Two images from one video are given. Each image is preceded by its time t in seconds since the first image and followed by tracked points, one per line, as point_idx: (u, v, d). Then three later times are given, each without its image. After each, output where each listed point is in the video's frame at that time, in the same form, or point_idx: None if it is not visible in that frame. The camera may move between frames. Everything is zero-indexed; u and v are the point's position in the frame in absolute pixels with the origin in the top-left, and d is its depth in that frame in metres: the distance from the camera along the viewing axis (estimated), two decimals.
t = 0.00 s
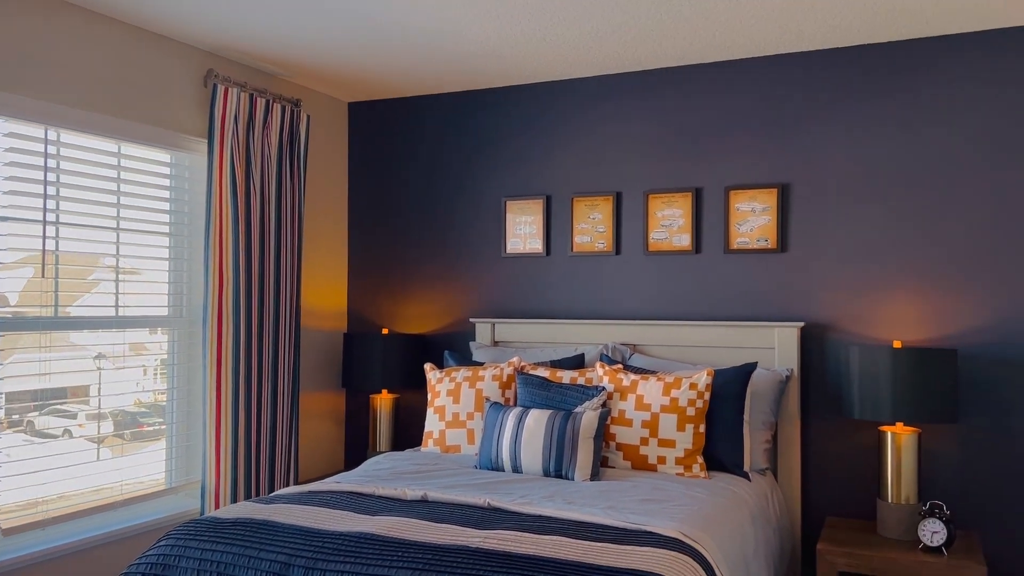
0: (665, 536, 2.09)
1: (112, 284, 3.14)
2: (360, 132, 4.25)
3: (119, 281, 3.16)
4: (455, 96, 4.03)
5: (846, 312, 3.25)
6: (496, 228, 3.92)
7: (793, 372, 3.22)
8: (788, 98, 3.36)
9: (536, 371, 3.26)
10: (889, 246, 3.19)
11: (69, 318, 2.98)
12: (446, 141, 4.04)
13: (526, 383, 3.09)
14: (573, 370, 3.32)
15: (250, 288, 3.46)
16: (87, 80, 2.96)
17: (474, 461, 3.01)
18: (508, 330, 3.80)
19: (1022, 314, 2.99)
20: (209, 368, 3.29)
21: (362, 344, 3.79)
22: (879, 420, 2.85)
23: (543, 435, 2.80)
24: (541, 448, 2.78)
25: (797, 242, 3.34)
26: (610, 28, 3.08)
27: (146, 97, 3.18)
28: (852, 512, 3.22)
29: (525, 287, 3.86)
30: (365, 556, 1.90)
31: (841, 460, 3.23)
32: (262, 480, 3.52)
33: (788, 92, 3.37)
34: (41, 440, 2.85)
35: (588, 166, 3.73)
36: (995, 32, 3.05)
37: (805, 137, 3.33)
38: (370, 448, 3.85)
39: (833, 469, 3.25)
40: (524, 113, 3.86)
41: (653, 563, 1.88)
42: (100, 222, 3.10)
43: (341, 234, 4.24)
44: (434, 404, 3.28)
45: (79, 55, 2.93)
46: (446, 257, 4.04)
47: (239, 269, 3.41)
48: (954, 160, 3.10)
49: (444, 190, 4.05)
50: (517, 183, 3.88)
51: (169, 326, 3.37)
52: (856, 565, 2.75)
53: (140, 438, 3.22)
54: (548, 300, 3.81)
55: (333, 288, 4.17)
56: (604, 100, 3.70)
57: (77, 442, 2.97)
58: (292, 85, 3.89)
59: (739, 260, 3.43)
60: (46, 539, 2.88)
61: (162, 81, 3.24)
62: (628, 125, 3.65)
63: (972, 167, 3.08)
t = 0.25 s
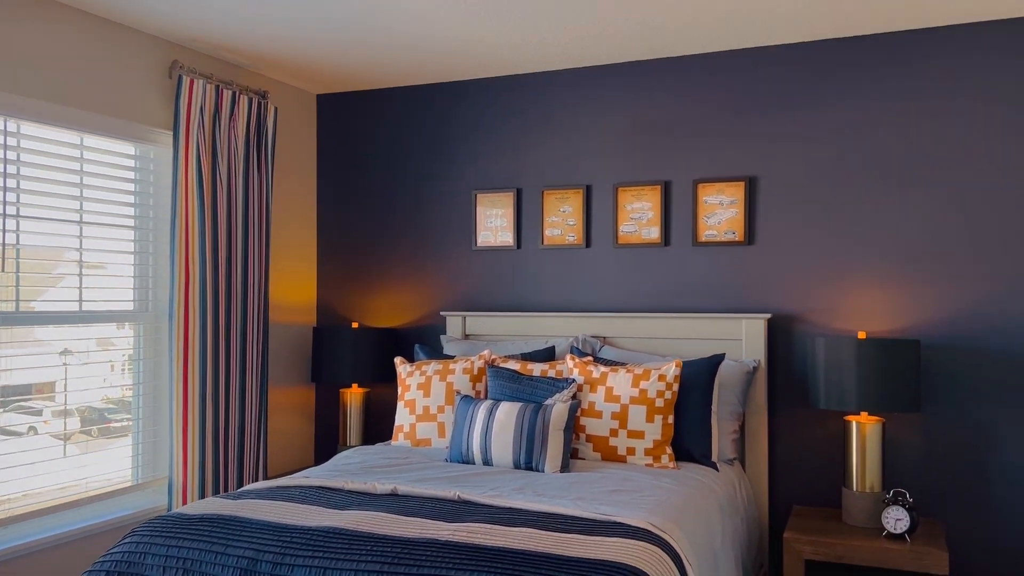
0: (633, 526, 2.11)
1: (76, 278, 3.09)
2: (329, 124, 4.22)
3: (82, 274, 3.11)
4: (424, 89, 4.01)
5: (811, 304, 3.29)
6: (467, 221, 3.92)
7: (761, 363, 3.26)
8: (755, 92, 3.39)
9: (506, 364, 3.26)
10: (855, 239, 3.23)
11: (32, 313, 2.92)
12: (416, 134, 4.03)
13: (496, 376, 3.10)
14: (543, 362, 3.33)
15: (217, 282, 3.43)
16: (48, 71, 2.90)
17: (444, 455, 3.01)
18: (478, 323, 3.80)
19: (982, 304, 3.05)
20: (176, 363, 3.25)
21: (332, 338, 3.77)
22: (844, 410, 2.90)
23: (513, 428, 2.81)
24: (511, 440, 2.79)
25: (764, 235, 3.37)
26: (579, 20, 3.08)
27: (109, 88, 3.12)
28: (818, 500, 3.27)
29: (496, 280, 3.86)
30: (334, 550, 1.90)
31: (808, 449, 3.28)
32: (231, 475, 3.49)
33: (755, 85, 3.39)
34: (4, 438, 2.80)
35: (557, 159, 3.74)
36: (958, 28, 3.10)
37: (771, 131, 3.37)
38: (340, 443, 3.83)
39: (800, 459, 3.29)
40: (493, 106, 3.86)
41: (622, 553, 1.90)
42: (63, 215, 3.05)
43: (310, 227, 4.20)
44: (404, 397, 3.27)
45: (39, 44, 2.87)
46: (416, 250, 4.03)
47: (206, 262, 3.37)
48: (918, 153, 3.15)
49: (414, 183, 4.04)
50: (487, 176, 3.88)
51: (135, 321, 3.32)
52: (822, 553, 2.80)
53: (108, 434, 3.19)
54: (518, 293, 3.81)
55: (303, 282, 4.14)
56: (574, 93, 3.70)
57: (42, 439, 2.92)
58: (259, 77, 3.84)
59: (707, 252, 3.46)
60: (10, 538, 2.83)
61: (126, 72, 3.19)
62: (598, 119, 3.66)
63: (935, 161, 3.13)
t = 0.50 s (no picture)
0: (598, 519, 2.12)
1: (33, 274, 3.02)
2: (293, 117, 4.17)
3: (40, 270, 3.04)
4: (390, 82, 3.98)
5: (775, 297, 3.33)
6: (433, 216, 3.90)
7: (725, 356, 3.29)
8: (720, 87, 3.41)
9: (473, 359, 3.25)
10: (818, 233, 3.27)
11: None
12: (382, 128, 4.00)
13: (462, 371, 3.09)
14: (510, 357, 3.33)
15: (179, 277, 3.38)
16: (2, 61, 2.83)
17: (411, 450, 2.99)
18: (446, 317, 3.79)
19: (941, 297, 3.10)
20: (137, 360, 3.20)
21: (298, 334, 3.73)
22: (807, 402, 2.93)
23: (480, 423, 2.80)
24: (478, 435, 2.78)
25: (729, 229, 3.40)
26: (545, 14, 3.07)
27: (66, 80, 3.06)
28: (782, 491, 3.31)
29: (463, 275, 3.84)
30: (296, 548, 1.88)
31: (772, 441, 3.32)
32: (195, 473, 3.44)
33: (720, 80, 3.41)
34: None
35: (524, 153, 3.73)
36: (917, 24, 3.15)
37: (736, 126, 3.39)
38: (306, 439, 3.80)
39: (764, 450, 3.33)
40: (460, 100, 3.84)
41: (586, 546, 1.91)
42: (19, 209, 2.98)
43: (275, 222, 4.16)
44: (370, 393, 3.25)
45: None
46: (383, 245, 4.00)
47: (167, 257, 3.32)
48: (879, 148, 3.19)
49: (380, 177, 4.01)
50: (454, 170, 3.86)
51: (94, 317, 3.26)
52: (785, 544, 2.83)
53: (71, 433, 3.14)
54: (486, 287, 3.80)
55: (267, 277, 4.10)
56: (541, 87, 3.70)
57: None
58: (222, 69, 3.79)
59: (673, 246, 3.48)
60: None
61: (83, 63, 3.12)
62: (565, 112, 3.66)
63: (896, 155, 3.17)
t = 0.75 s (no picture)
0: (559, 509, 2.13)
1: None
2: (253, 107, 4.11)
3: None
4: (352, 72, 3.94)
5: (736, 288, 3.36)
6: (396, 208, 3.87)
7: (687, 347, 3.31)
8: (681, 79, 3.43)
9: (435, 351, 3.24)
10: (777, 224, 3.31)
11: None
12: (343, 118, 3.96)
13: (425, 363, 3.08)
14: (474, 348, 3.32)
15: (136, 269, 3.32)
16: None
17: (373, 443, 2.98)
18: (409, 310, 3.77)
19: (897, 287, 3.16)
20: (93, 354, 3.14)
21: (258, 327, 3.69)
22: (767, 391, 2.97)
23: (442, 414, 2.79)
24: (440, 427, 2.78)
25: (690, 220, 3.42)
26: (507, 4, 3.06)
27: (16, 68, 2.98)
28: (743, 480, 3.34)
29: (427, 267, 3.83)
30: (253, 542, 1.86)
31: (733, 430, 3.35)
32: (153, 468, 3.39)
33: (681, 72, 3.43)
34: None
35: (487, 144, 3.72)
36: (874, 17, 3.19)
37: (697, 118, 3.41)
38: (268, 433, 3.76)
39: (725, 440, 3.36)
40: (423, 91, 3.82)
41: (546, 536, 1.91)
42: None
43: (235, 214, 4.10)
44: (332, 386, 3.23)
45: None
46: (345, 237, 3.97)
47: (123, 250, 3.26)
48: (837, 140, 3.23)
49: (342, 168, 3.97)
50: (417, 162, 3.84)
51: (48, 311, 3.19)
52: (745, 531, 2.86)
53: (27, 429, 3.08)
54: (449, 279, 3.79)
55: (228, 270, 4.05)
56: (503, 78, 3.69)
57: None
58: (179, 58, 3.72)
59: (636, 238, 3.50)
60: None
61: (35, 50, 3.05)
62: (528, 104, 3.65)
63: (853, 147, 3.22)
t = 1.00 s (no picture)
0: (528, 500, 2.13)
1: None
2: (219, 98, 4.06)
3: None
4: (319, 63, 3.90)
5: (705, 279, 3.38)
6: (365, 200, 3.85)
7: (656, 338, 3.33)
8: (650, 71, 3.44)
9: (405, 343, 3.23)
10: (745, 216, 3.33)
11: None
12: (311, 110, 3.92)
13: (394, 356, 3.06)
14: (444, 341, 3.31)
15: (99, 263, 3.27)
16: None
17: (342, 437, 2.96)
18: (378, 303, 3.75)
19: (862, 278, 3.20)
20: (54, 348, 3.08)
21: (225, 321, 3.65)
22: (735, 381, 2.99)
23: (412, 407, 2.78)
24: (409, 420, 2.77)
25: (659, 212, 3.44)
26: None
27: None
28: (711, 469, 3.38)
29: (396, 259, 3.81)
30: (218, 537, 1.84)
31: (702, 420, 3.38)
32: (118, 464, 3.35)
33: (650, 64, 3.44)
34: None
35: (456, 136, 3.71)
36: (840, 11, 3.22)
37: (666, 110, 3.42)
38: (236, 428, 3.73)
39: (694, 430, 3.39)
40: (391, 82, 3.79)
41: (513, 527, 1.91)
42: None
43: (201, 206, 4.05)
44: (301, 379, 3.20)
45: None
46: (314, 229, 3.93)
47: (86, 242, 3.21)
48: (803, 132, 3.27)
49: (310, 160, 3.93)
50: (385, 153, 3.81)
51: (8, 305, 3.13)
52: (712, 520, 2.89)
53: None
54: (419, 272, 3.78)
55: (194, 263, 4.00)
56: (473, 70, 3.67)
57: None
58: (142, 48, 3.66)
59: (605, 230, 3.51)
60: None
61: None
62: (497, 96, 3.64)
63: (819, 139, 3.25)
